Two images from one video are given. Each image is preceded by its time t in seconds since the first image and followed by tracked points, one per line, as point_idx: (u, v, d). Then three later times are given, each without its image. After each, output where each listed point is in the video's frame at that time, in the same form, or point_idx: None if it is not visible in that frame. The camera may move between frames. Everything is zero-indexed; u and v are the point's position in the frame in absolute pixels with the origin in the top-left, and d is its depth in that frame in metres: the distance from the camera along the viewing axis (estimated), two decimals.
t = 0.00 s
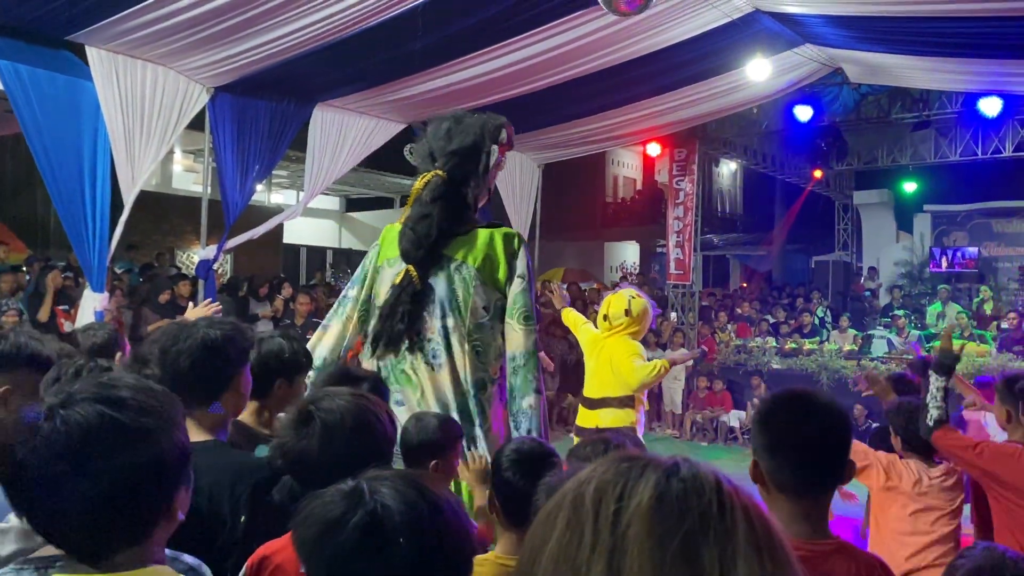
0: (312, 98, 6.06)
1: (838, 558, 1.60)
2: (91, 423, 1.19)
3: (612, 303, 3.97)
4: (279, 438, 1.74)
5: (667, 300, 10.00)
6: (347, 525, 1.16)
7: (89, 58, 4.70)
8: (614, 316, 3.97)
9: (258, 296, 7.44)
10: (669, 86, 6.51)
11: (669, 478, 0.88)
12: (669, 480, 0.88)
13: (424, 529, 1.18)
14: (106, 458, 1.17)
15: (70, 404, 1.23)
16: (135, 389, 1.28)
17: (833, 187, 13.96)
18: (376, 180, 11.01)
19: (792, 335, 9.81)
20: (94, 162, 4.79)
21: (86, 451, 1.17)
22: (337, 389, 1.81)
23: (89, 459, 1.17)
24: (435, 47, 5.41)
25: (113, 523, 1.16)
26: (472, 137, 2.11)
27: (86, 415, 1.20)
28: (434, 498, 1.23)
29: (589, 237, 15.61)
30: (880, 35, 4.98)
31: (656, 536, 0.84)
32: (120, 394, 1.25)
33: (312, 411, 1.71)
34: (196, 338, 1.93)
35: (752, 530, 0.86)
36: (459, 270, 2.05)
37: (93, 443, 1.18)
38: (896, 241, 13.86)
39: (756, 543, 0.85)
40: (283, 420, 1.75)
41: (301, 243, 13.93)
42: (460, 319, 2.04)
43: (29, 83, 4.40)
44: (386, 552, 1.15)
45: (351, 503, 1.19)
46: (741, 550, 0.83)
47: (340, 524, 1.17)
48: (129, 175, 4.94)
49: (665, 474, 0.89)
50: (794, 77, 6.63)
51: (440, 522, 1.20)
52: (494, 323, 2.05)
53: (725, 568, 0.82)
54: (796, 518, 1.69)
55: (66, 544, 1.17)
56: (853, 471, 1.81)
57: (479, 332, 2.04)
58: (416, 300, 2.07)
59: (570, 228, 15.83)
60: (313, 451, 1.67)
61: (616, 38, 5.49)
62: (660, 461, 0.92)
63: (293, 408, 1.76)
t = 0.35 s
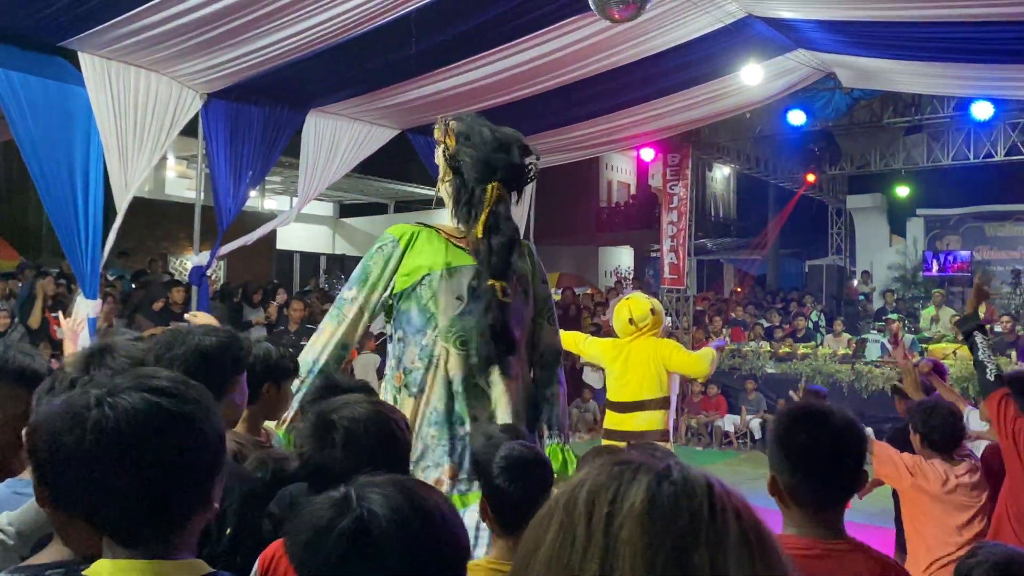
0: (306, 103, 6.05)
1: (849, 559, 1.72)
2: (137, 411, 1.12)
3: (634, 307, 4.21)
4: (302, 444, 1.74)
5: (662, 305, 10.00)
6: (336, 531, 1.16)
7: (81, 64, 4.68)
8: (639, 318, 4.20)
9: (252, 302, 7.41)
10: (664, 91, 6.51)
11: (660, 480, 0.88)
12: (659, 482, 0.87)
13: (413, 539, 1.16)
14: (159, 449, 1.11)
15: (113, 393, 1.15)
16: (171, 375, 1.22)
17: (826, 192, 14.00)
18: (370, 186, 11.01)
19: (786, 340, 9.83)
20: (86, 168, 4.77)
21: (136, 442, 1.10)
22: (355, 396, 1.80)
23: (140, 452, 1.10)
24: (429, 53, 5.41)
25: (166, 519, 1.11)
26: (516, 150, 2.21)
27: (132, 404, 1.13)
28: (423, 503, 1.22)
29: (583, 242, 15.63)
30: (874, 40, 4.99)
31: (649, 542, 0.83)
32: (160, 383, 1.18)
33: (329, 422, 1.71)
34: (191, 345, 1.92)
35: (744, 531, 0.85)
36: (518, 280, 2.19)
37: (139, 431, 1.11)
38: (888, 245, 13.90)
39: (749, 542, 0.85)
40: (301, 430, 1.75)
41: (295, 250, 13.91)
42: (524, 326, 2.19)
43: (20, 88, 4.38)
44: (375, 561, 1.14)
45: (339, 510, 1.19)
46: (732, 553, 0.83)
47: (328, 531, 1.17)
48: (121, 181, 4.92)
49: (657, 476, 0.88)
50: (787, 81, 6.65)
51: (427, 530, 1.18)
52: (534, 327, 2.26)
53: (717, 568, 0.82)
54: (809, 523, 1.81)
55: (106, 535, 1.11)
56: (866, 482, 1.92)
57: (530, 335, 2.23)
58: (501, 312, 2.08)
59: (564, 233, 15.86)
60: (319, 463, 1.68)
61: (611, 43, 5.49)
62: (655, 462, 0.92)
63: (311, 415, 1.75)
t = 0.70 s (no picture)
0: (302, 107, 6.05)
1: (856, 548, 1.76)
2: (152, 406, 1.27)
3: (657, 312, 3.98)
4: (315, 443, 1.72)
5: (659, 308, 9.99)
6: (319, 538, 1.16)
7: (77, 69, 4.68)
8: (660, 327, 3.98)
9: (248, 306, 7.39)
10: (660, 95, 6.53)
11: (635, 477, 0.88)
12: (635, 479, 0.88)
13: (395, 545, 1.16)
14: (170, 440, 1.25)
15: (131, 390, 1.30)
16: (176, 377, 1.38)
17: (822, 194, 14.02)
18: (366, 189, 11.02)
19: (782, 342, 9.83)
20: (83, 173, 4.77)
21: (148, 434, 1.24)
22: (370, 401, 1.79)
23: (154, 441, 1.24)
24: (425, 57, 5.42)
25: (176, 505, 1.24)
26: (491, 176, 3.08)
27: (145, 398, 1.28)
28: (407, 509, 1.21)
29: (580, 245, 15.63)
30: (869, 42, 5.00)
31: (620, 542, 0.84)
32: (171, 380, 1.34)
33: (345, 423, 1.69)
34: (168, 349, 1.94)
35: (720, 529, 0.85)
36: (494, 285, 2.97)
37: (157, 420, 1.25)
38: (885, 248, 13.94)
39: (721, 540, 0.85)
40: (315, 429, 1.73)
41: (290, 254, 13.88)
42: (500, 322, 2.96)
43: (16, 93, 4.37)
44: (354, 567, 1.14)
45: (320, 519, 1.19)
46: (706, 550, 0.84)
47: (311, 538, 1.16)
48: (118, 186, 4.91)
49: (633, 472, 0.88)
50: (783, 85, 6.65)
51: (409, 537, 1.18)
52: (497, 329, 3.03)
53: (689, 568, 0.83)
54: (817, 519, 1.87)
55: (119, 523, 1.23)
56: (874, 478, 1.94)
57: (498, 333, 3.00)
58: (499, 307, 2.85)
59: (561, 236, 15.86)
60: (325, 464, 1.67)
61: (606, 47, 5.51)
62: (631, 458, 0.92)
63: (328, 415, 1.74)
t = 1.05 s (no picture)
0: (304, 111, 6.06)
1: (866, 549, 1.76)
2: (156, 410, 1.28)
3: (681, 317, 3.94)
4: (324, 446, 1.72)
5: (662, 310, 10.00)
6: (316, 541, 1.16)
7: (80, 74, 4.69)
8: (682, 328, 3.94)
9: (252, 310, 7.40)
10: (662, 96, 6.52)
11: (606, 491, 0.86)
12: (600, 498, 0.85)
13: (394, 546, 1.16)
14: (172, 442, 1.26)
15: (137, 394, 1.31)
16: (179, 382, 1.40)
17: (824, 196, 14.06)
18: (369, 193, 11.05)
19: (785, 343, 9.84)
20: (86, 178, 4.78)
21: (149, 435, 1.25)
22: (382, 404, 1.79)
23: (155, 444, 1.25)
24: (427, 60, 5.42)
25: (177, 506, 1.23)
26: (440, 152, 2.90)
27: (149, 401, 1.29)
28: (405, 511, 1.21)
29: (583, 247, 15.65)
30: (871, 43, 5.00)
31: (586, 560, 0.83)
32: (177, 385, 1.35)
33: (356, 425, 1.69)
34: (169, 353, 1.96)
35: (690, 545, 0.84)
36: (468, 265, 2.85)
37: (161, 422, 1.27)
38: (887, 248, 13.96)
39: (692, 555, 0.84)
40: (324, 432, 1.74)
41: (294, 258, 13.90)
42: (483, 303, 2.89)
43: (19, 98, 4.38)
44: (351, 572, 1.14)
45: (318, 521, 1.19)
46: (674, 564, 0.83)
47: (309, 540, 1.16)
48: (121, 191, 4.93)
49: (603, 487, 0.86)
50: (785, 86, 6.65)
51: (409, 540, 1.17)
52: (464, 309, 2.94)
53: None
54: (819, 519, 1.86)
55: (117, 524, 1.22)
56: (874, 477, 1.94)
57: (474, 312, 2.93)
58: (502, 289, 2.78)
59: (563, 238, 15.89)
60: (335, 469, 1.66)
61: (607, 49, 5.51)
62: (608, 456, 0.90)
63: (339, 417, 1.74)
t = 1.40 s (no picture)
0: (318, 113, 6.09)
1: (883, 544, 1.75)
2: (184, 404, 1.31)
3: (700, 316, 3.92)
4: (350, 445, 1.73)
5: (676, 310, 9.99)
6: (333, 538, 1.17)
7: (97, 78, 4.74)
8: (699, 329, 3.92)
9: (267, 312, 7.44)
10: (674, 96, 6.52)
11: (599, 491, 0.86)
12: (598, 495, 0.86)
13: (409, 543, 1.17)
14: (194, 435, 1.28)
15: (167, 389, 1.34)
16: (205, 379, 1.43)
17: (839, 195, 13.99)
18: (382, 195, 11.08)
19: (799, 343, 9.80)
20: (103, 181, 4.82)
21: (172, 426, 1.28)
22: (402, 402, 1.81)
23: (174, 436, 1.27)
24: (440, 61, 5.45)
25: (199, 501, 1.26)
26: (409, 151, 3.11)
27: (175, 394, 1.32)
28: (423, 509, 1.22)
29: (596, 248, 15.64)
30: (884, 41, 4.98)
31: (585, 552, 0.84)
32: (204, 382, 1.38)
33: (382, 423, 1.71)
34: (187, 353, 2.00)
35: (688, 539, 0.84)
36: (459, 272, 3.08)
37: (186, 416, 1.29)
38: (902, 248, 13.88)
39: (689, 547, 0.84)
40: (348, 433, 1.75)
41: (307, 259, 13.96)
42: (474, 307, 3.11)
43: (38, 103, 4.43)
44: (367, 568, 1.15)
45: (334, 519, 1.20)
46: (669, 559, 0.83)
47: (326, 538, 1.18)
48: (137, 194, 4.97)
49: (595, 488, 0.87)
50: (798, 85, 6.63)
51: (424, 538, 1.18)
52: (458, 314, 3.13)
53: None
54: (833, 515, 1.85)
55: (144, 519, 1.26)
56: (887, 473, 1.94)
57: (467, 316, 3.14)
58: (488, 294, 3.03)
59: (576, 239, 15.90)
60: (366, 468, 1.67)
61: (619, 49, 5.52)
62: (609, 448, 0.92)
63: (362, 417, 1.75)
